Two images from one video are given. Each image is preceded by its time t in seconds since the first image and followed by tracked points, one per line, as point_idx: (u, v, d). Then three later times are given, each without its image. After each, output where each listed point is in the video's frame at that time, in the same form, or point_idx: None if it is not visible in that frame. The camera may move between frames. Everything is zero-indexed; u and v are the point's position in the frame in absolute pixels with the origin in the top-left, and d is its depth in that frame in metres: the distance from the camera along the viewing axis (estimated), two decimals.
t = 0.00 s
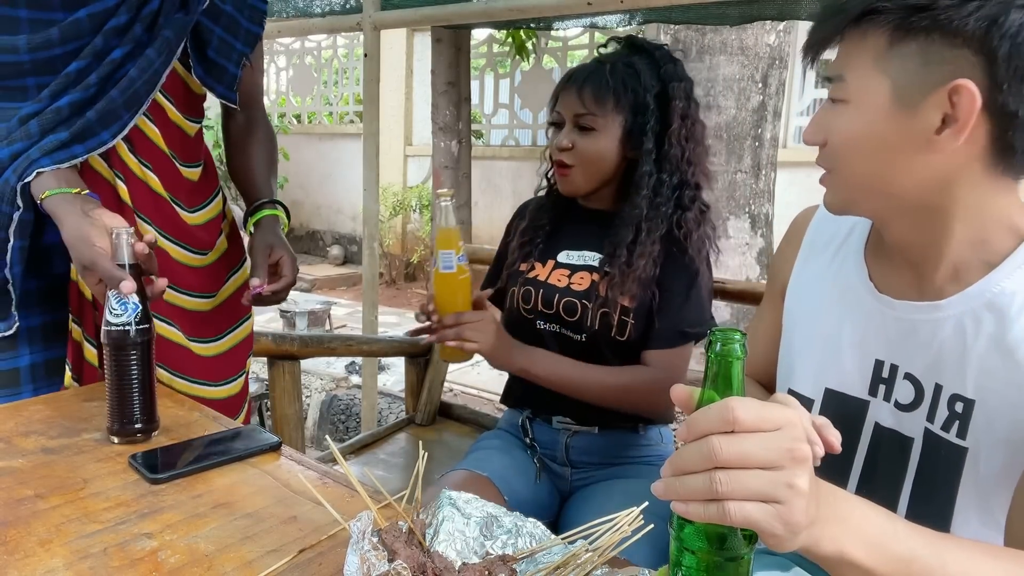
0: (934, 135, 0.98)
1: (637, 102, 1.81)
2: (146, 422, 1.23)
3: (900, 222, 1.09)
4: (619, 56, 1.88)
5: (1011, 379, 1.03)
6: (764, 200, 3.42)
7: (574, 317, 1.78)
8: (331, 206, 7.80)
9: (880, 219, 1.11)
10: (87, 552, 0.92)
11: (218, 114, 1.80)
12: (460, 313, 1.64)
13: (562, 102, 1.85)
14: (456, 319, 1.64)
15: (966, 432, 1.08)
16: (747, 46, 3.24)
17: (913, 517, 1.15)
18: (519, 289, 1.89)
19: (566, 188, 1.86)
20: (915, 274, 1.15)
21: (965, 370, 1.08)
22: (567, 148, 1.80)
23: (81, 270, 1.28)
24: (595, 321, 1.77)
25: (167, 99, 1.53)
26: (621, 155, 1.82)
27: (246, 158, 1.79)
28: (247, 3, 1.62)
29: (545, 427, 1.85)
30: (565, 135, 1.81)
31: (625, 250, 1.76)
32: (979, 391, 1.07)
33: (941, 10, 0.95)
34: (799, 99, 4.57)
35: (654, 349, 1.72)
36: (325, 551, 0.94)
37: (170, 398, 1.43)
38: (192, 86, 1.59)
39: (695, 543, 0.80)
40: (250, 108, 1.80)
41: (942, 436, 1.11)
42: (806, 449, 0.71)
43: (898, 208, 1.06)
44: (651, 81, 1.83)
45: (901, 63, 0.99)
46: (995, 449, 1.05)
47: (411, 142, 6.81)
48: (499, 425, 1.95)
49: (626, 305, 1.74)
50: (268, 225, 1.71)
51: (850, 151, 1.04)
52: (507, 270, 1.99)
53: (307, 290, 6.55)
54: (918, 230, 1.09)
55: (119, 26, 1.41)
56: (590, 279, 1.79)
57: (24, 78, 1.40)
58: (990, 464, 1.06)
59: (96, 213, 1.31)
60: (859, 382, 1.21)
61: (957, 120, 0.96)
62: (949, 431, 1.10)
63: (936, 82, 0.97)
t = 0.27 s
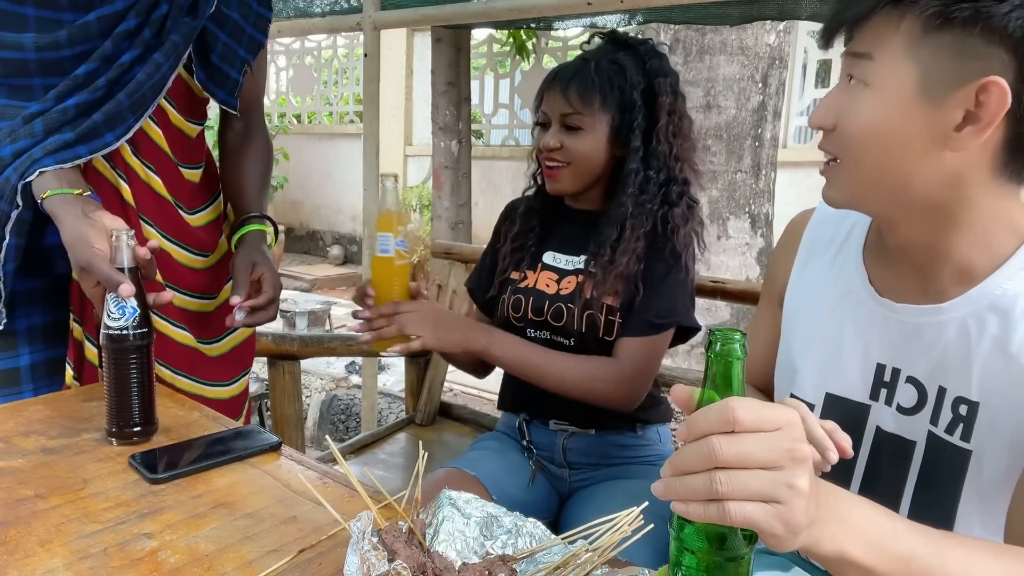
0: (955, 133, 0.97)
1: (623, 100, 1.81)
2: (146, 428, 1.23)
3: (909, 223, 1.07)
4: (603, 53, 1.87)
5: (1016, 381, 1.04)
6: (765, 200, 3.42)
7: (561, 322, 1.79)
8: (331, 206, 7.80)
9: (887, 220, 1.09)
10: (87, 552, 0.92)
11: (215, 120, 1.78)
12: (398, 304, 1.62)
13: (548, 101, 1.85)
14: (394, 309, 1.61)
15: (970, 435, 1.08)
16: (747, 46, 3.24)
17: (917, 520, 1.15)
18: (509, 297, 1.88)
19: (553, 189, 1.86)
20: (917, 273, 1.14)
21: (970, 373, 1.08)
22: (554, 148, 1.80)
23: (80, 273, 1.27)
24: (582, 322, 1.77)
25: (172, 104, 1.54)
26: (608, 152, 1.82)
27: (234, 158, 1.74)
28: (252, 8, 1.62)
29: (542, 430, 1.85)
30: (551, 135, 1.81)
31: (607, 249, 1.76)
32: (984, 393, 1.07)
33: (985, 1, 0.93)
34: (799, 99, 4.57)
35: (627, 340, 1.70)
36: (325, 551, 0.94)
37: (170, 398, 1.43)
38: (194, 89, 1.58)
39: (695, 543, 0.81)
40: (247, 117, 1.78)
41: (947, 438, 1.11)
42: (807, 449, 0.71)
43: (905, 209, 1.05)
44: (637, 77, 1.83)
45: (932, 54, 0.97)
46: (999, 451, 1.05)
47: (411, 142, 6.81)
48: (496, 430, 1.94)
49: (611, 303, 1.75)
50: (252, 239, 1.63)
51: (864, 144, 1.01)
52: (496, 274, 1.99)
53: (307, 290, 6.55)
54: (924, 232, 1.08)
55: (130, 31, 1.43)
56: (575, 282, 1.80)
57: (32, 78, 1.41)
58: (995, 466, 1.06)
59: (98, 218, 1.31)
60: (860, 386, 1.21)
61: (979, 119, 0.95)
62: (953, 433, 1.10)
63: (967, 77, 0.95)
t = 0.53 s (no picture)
0: (958, 133, 0.97)
1: (607, 100, 1.78)
2: (146, 428, 1.24)
3: (908, 222, 1.07)
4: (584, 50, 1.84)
5: (1017, 381, 1.04)
6: (765, 200, 3.42)
7: (569, 332, 1.76)
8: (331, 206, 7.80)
9: (888, 218, 1.09)
10: (87, 552, 0.92)
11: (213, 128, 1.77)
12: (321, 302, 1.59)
13: (531, 104, 1.81)
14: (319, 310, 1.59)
15: (971, 435, 1.08)
16: (747, 46, 3.24)
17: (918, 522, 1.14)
18: (507, 307, 1.85)
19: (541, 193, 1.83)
20: (915, 274, 1.14)
21: (970, 373, 1.09)
22: (540, 153, 1.78)
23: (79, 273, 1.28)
24: (591, 332, 1.75)
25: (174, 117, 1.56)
26: (597, 152, 1.79)
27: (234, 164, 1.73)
28: (253, 14, 1.61)
29: (540, 433, 1.84)
30: (537, 139, 1.78)
31: (612, 258, 1.75)
32: (985, 394, 1.07)
33: None
34: (799, 99, 4.56)
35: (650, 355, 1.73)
36: (325, 551, 0.94)
37: (170, 399, 1.43)
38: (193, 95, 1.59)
39: (695, 543, 0.81)
40: (247, 121, 1.78)
41: (947, 439, 1.11)
42: (807, 450, 0.71)
43: (904, 205, 1.05)
44: (620, 74, 1.79)
45: (942, 51, 0.96)
46: (1000, 451, 1.06)
47: (411, 142, 6.81)
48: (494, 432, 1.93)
49: (620, 313, 1.74)
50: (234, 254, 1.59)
51: (866, 134, 1.00)
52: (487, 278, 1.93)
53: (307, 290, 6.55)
54: (926, 233, 1.08)
55: (137, 46, 1.46)
56: (581, 291, 1.77)
57: (34, 82, 1.42)
58: (996, 466, 1.07)
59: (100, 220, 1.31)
60: (860, 388, 1.21)
61: (982, 120, 0.96)
62: (954, 434, 1.10)
63: (974, 76, 0.95)
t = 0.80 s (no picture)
0: (966, 135, 0.96)
1: (589, 102, 1.77)
2: (146, 428, 1.23)
3: (913, 225, 1.07)
4: (564, 51, 1.82)
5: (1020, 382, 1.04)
6: (765, 200, 3.42)
7: (569, 339, 1.76)
8: (331, 206, 7.80)
9: (891, 222, 1.08)
10: (87, 552, 0.92)
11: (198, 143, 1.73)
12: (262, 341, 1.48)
13: (513, 109, 1.79)
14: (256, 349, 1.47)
15: (975, 436, 1.09)
16: (747, 46, 3.25)
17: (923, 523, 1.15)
18: (504, 315, 1.83)
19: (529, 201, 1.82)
20: (918, 277, 1.14)
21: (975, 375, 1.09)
22: (524, 158, 1.76)
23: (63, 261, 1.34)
24: (591, 338, 1.75)
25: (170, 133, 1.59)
26: (582, 156, 1.78)
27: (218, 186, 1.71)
28: (247, 28, 1.62)
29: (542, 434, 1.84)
30: (521, 145, 1.77)
31: (603, 263, 1.74)
32: (989, 395, 1.08)
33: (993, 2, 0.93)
34: (799, 99, 4.56)
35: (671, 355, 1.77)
36: (325, 551, 0.94)
37: (170, 399, 1.43)
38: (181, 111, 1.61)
39: (695, 543, 0.81)
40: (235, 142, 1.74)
41: (951, 441, 1.11)
42: (807, 450, 0.71)
43: (912, 211, 1.04)
44: (602, 74, 1.79)
45: (940, 57, 0.95)
46: (1005, 453, 1.06)
47: (411, 142, 6.81)
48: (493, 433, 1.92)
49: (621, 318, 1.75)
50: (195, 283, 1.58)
51: (872, 147, 0.99)
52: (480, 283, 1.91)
53: (307, 290, 6.55)
54: (930, 235, 1.07)
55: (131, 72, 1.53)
56: (579, 297, 1.76)
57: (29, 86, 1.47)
58: (1001, 468, 1.07)
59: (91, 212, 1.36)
60: (863, 390, 1.21)
61: (989, 121, 0.95)
62: (958, 435, 1.10)
63: (976, 78, 0.95)
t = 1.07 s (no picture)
0: (970, 135, 0.96)
1: (577, 102, 1.76)
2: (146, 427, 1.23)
3: (917, 228, 1.07)
4: (552, 50, 1.82)
5: (1019, 379, 1.05)
6: (765, 200, 3.42)
7: (564, 346, 1.76)
8: (331, 206, 7.80)
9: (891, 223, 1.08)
10: (87, 552, 0.92)
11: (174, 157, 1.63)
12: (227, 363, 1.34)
13: (501, 111, 1.79)
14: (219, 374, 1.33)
15: (974, 434, 1.09)
16: (747, 46, 3.25)
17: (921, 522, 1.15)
18: (497, 323, 1.82)
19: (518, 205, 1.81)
20: (920, 277, 1.14)
21: (973, 372, 1.09)
22: (513, 162, 1.76)
23: (23, 252, 1.40)
24: (585, 346, 1.75)
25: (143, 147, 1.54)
26: (571, 158, 1.78)
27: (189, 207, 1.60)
28: (226, 46, 1.51)
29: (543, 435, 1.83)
30: (508, 148, 1.77)
31: (591, 267, 1.73)
32: (987, 392, 1.08)
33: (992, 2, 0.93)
34: (799, 99, 4.56)
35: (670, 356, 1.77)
36: (324, 551, 0.94)
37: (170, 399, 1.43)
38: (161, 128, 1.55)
39: (695, 543, 0.81)
40: (207, 160, 1.61)
41: (951, 438, 1.11)
42: (807, 450, 0.71)
43: (915, 212, 1.04)
44: (590, 73, 1.78)
45: (942, 58, 0.95)
46: (1003, 450, 1.06)
47: (412, 142, 6.81)
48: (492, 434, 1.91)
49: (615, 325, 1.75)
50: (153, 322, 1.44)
51: (873, 152, 0.99)
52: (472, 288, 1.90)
53: (307, 290, 6.55)
54: (932, 234, 1.07)
55: (96, 79, 1.48)
56: (572, 303, 1.76)
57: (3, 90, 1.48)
58: (1000, 465, 1.06)
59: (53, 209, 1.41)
60: (862, 389, 1.21)
61: (993, 121, 0.95)
62: (957, 433, 1.10)
63: (978, 77, 0.95)
